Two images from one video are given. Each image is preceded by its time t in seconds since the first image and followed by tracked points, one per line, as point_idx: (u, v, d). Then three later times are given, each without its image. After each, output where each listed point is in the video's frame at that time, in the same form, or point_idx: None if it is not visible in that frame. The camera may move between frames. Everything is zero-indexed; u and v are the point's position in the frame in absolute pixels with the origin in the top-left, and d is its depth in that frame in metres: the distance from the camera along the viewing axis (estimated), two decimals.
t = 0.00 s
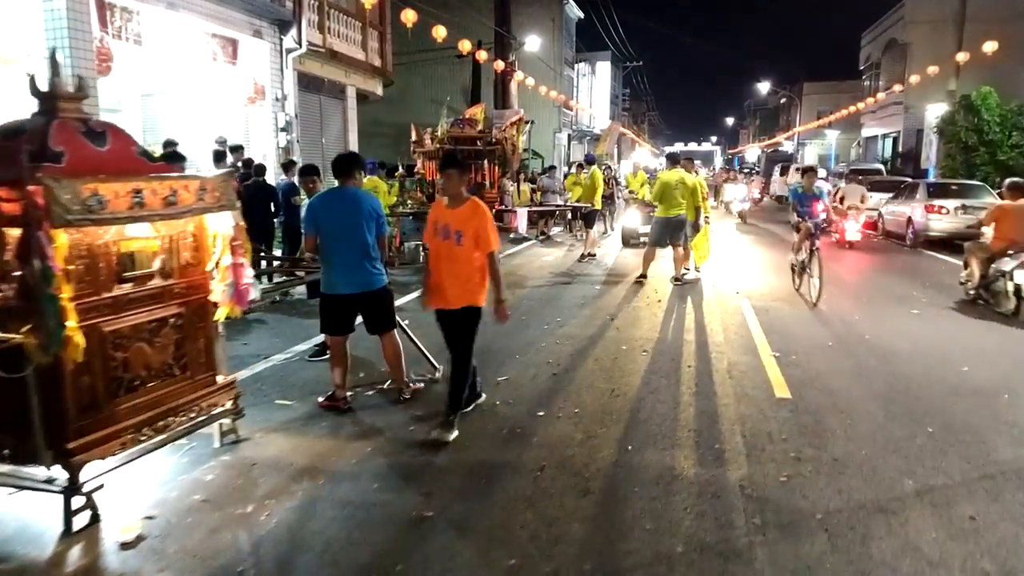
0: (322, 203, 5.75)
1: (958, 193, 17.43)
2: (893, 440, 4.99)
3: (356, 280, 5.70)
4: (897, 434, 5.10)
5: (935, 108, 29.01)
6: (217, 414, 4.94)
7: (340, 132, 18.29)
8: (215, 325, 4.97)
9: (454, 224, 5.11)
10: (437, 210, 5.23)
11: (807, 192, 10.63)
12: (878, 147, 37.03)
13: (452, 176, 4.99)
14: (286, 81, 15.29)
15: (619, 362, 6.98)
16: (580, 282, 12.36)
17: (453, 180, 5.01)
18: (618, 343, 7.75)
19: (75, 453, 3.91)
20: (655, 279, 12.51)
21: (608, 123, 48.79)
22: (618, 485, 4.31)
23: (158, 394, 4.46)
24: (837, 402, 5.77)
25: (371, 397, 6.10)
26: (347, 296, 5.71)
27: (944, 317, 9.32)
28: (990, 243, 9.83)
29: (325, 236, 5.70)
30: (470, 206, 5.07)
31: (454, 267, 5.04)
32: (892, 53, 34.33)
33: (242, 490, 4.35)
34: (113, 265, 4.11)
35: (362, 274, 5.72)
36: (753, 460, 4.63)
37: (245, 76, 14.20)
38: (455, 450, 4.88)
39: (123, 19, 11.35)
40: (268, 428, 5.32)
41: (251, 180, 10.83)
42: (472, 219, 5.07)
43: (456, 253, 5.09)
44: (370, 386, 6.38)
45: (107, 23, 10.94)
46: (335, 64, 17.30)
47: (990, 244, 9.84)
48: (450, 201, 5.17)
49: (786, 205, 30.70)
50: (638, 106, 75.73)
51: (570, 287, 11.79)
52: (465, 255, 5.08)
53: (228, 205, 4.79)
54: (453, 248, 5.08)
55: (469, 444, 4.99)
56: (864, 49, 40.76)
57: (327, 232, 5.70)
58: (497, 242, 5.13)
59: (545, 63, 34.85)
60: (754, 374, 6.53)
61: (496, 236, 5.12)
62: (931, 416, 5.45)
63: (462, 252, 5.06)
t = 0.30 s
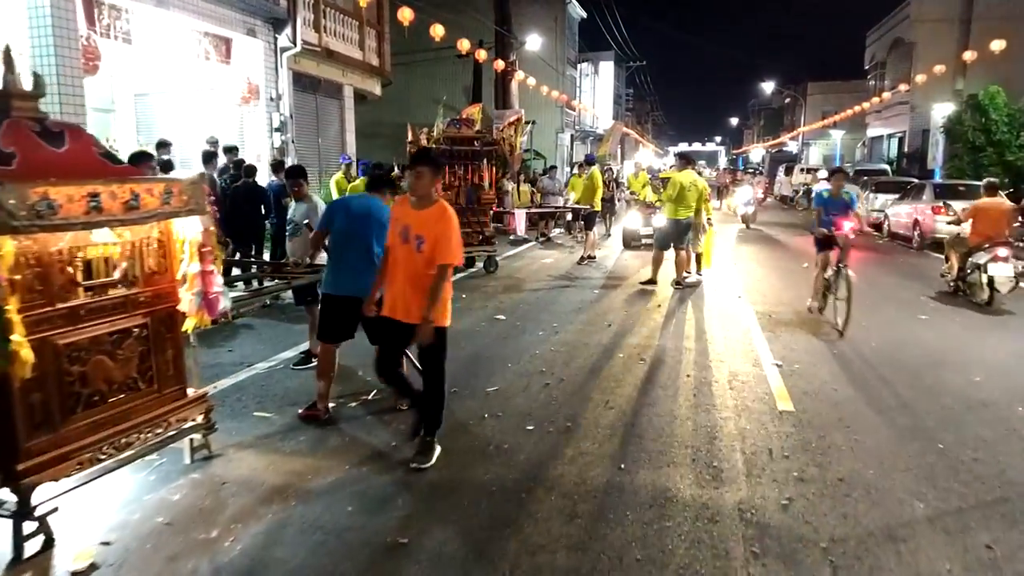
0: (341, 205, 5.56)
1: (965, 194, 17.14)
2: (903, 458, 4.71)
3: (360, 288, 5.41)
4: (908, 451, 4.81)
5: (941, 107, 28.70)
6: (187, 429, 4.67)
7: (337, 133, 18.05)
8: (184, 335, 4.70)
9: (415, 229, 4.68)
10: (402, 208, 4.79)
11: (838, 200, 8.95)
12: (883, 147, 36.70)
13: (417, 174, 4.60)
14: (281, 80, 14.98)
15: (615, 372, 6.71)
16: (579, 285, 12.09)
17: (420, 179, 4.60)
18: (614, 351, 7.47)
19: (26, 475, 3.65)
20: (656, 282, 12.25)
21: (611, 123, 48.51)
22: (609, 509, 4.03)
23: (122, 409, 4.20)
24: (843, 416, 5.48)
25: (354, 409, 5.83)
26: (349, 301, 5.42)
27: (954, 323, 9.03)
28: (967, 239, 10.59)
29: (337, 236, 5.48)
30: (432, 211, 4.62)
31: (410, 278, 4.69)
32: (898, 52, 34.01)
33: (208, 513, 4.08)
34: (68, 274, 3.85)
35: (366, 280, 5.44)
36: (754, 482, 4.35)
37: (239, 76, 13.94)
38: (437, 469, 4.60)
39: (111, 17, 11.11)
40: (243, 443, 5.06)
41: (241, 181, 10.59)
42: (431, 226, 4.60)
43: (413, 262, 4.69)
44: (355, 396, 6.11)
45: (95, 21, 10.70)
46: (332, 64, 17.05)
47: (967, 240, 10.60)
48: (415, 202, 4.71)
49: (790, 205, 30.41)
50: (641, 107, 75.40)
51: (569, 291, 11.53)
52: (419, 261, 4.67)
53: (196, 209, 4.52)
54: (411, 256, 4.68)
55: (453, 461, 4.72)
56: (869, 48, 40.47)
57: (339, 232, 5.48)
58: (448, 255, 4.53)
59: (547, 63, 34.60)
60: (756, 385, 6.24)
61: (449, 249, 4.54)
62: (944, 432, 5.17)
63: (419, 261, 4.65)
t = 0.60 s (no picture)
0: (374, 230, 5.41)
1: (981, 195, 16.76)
2: (927, 477, 4.40)
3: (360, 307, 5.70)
4: (932, 470, 4.50)
5: (954, 106, 28.21)
6: (163, 444, 4.40)
7: (340, 132, 17.80)
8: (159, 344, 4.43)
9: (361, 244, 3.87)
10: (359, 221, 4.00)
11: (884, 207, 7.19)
12: (895, 147, 36.19)
13: (364, 180, 3.82)
14: (282, 79, 14.72)
15: (619, 381, 6.41)
16: (584, 288, 11.80)
17: (365, 187, 3.81)
18: (619, 358, 7.18)
19: None
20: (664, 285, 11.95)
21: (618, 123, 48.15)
22: (609, 534, 3.74)
23: (90, 424, 3.94)
24: (861, 431, 5.17)
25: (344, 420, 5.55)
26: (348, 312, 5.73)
27: (973, 328, 8.69)
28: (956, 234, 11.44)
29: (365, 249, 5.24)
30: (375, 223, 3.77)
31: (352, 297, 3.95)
32: (910, 51, 33.51)
33: (180, 537, 3.81)
34: (26, 280, 3.59)
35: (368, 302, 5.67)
36: (767, 504, 4.05)
37: (238, 74, 13.69)
38: (428, 488, 4.33)
39: (107, 14, 10.89)
40: (224, 458, 4.79)
41: (238, 181, 10.36)
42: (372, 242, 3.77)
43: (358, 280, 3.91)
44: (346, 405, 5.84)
45: (90, 17, 10.47)
46: (334, 62, 16.81)
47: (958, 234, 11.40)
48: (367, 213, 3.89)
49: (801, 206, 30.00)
50: (650, 106, 74.93)
51: (573, 294, 11.23)
52: (361, 280, 3.91)
53: (170, 210, 4.25)
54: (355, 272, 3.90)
55: (445, 479, 4.43)
56: (881, 47, 39.95)
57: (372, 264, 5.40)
58: (379, 279, 3.69)
59: (554, 62, 34.30)
60: (768, 396, 5.93)
61: (382, 272, 3.69)
62: (969, 449, 4.85)
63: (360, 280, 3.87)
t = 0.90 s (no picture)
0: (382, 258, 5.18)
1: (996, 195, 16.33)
2: (954, 500, 4.10)
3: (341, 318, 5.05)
4: (959, 494, 4.19)
5: (967, 105, 27.74)
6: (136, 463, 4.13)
7: (342, 131, 17.56)
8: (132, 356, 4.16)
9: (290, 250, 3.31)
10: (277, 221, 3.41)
11: (948, 221, 5.57)
12: (906, 147, 35.73)
13: (290, 175, 3.29)
14: (282, 77, 14.44)
15: (623, 391, 6.12)
16: (589, 292, 11.52)
17: (293, 183, 3.27)
18: (623, 366, 6.89)
19: None
20: (671, 289, 11.68)
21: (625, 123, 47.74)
22: (611, 565, 3.45)
23: (54, 442, 3.68)
24: (880, 447, 4.88)
25: (334, 432, 5.28)
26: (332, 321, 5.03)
27: (992, 334, 8.35)
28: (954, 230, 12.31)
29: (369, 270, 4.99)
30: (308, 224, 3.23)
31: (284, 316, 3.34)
32: (921, 49, 33.03)
33: (148, 565, 3.54)
34: None
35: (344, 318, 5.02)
36: (780, 531, 3.76)
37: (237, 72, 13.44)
38: (418, 510, 4.05)
39: (102, 11, 10.64)
40: (203, 476, 4.52)
41: (232, 182, 10.00)
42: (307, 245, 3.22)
43: (285, 293, 3.32)
44: (337, 417, 5.56)
45: (83, 13, 10.24)
46: (336, 61, 16.56)
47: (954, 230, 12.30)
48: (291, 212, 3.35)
49: (810, 207, 29.61)
50: (658, 106, 74.52)
51: (578, 297, 10.94)
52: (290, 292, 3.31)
53: (142, 215, 3.98)
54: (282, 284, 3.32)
55: (437, 501, 4.16)
56: (891, 45, 39.45)
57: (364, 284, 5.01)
58: (327, 290, 3.16)
59: (560, 61, 33.97)
60: (780, 409, 5.62)
61: (327, 280, 3.17)
62: (997, 468, 4.54)
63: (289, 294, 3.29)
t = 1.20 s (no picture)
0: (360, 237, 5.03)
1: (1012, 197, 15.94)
2: (981, 531, 3.80)
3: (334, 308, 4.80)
4: (985, 523, 3.89)
5: (981, 104, 27.26)
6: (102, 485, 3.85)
7: (344, 131, 17.31)
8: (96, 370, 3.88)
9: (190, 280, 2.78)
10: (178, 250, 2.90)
11: None
12: (918, 147, 35.22)
13: (190, 192, 2.82)
14: (283, 76, 14.11)
15: (626, 404, 5.83)
16: (594, 296, 11.22)
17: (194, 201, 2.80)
18: (626, 377, 6.59)
19: None
20: (678, 293, 11.36)
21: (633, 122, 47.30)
22: None
23: (6, 466, 3.40)
24: (898, 469, 4.57)
25: (319, 448, 5.01)
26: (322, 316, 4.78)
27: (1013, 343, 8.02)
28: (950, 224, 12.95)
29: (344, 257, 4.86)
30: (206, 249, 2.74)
31: (181, 361, 2.76)
32: (935, 48, 32.52)
33: None
34: None
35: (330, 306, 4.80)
36: (794, 566, 3.45)
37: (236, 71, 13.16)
38: (402, 538, 3.78)
39: (95, 8, 10.40)
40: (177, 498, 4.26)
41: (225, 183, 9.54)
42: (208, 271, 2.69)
43: (182, 334, 2.76)
44: (323, 432, 5.29)
45: (76, 11, 9.99)
46: (337, 60, 16.30)
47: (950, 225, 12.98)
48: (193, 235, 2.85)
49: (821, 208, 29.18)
50: (667, 105, 74.02)
51: (582, 302, 10.64)
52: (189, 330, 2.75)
53: (107, 220, 3.69)
54: (179, 323, 2.76)
55: (423, 528, 3.89)
56: (903, 44, 38.92)
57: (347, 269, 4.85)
58: (235, 320, 2.65)
59: (568, 61, 33.64)
60: (791, 425, 5.32)
61: (235, 309, 2.66)
62: None
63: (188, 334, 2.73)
